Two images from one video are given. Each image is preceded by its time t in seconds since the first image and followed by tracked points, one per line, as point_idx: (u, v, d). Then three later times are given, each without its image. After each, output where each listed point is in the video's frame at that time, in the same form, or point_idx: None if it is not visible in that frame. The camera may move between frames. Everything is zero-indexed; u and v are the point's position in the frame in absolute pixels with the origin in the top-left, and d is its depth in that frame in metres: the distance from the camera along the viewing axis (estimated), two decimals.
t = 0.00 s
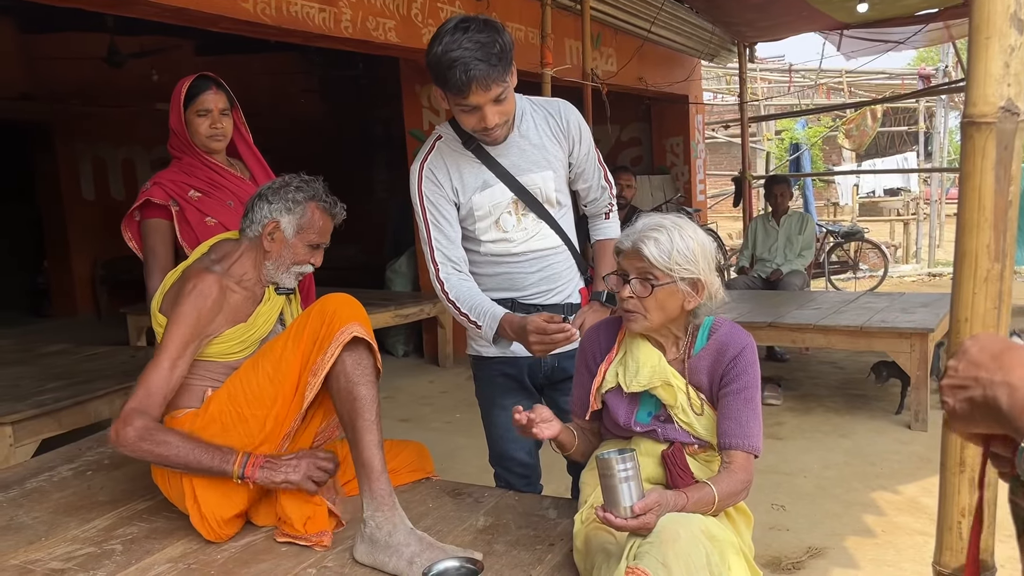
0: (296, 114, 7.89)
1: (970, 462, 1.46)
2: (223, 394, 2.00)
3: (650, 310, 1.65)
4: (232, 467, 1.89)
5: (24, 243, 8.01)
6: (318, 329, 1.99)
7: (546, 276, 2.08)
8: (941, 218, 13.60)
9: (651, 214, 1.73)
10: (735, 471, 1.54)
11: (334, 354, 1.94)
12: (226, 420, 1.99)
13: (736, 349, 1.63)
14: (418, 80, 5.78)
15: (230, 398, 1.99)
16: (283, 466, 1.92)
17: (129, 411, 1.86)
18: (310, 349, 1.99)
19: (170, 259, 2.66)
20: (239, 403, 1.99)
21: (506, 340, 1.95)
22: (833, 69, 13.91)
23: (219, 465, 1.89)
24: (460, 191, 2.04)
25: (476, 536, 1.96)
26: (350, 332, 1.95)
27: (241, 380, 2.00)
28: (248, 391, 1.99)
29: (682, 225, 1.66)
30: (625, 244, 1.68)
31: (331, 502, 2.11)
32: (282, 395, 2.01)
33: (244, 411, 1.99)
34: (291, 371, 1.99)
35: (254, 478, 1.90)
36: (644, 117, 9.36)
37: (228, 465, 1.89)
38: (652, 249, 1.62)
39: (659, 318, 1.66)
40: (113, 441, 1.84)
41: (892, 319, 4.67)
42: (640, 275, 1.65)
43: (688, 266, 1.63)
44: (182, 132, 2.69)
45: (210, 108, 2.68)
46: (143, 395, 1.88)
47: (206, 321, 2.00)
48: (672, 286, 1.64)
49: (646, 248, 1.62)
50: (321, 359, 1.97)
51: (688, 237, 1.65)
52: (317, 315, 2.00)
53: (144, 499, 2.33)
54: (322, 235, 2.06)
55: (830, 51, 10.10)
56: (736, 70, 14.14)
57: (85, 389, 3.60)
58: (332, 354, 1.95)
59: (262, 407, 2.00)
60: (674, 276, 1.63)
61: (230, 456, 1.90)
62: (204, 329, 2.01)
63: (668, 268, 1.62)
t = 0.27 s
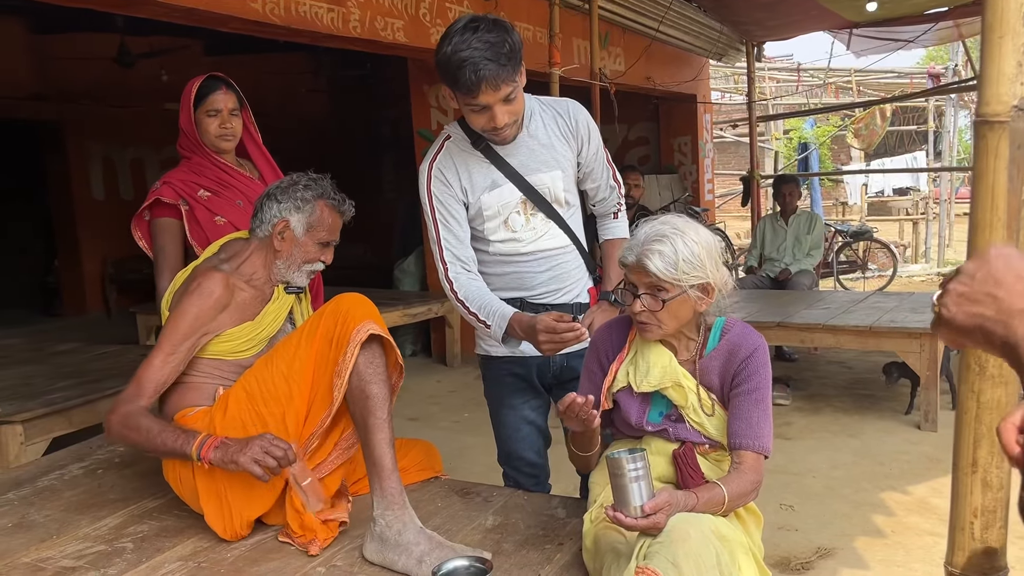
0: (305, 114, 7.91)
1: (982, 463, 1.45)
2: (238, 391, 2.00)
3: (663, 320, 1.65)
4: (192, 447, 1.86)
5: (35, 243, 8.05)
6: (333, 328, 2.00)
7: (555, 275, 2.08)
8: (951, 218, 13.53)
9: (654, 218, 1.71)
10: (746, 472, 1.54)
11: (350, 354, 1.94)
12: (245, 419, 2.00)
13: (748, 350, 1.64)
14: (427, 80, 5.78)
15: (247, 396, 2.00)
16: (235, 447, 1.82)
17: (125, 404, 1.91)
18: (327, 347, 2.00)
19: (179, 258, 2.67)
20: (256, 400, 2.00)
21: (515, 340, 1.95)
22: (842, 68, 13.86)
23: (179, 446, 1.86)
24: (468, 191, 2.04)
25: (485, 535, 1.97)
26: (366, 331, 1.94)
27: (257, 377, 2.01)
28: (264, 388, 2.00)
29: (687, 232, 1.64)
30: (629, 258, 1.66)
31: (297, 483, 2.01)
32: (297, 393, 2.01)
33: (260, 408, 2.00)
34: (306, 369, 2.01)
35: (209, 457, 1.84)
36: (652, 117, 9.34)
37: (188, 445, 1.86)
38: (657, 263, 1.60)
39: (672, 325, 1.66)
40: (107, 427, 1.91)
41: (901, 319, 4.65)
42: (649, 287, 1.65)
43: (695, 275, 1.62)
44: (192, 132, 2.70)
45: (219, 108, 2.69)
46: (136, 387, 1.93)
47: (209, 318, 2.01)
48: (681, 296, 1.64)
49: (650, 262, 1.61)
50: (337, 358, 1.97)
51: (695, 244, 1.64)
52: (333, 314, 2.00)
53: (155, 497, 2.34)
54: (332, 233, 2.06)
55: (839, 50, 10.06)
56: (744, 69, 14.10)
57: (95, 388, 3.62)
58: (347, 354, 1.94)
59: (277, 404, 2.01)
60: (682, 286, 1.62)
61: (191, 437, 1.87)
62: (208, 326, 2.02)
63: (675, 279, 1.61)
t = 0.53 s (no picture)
0: (315, 113, 7.93)
1: (997, 463, 1.45)
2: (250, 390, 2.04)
3: (674, 321, 1.65)
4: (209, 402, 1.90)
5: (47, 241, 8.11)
6: (342, 326, 2.02)
7: (566, 275, 2.08)
8: (961, 217, 13.46)
9: (664, 218, 1.71)
10: (757, 473, 1.54)
11: (360, 352, 1.95)
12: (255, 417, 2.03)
13: (759, 351, 1.64)
14: (436, 79, 5.78)
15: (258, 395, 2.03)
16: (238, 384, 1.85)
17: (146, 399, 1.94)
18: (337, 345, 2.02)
19: (191, 257, 2.68)
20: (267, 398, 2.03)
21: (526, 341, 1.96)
22: (853, 67, 13.80)
23: (195, 408, 1.91)
24: (480, 190, 2.04)
25: (495, 534, 1.97)
26: (375, 330, 1.96)
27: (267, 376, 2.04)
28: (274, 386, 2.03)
29: (699, 230, 1.64)
30: (641, 256, 1.66)
31: (314, 413, 1.84)
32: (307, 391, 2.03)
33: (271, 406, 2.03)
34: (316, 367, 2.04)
35: (221, 402, 1.87)
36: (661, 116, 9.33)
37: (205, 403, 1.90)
38: (667, 263, 1.60)
39: (683, 327, 1.66)
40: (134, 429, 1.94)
41: (912, 319, 4.63)
42: (659, 287, 1.64)
43: (706, 275, 1.62)
44: (204, 130, 2.71)
45: (232, 107, 2.70)
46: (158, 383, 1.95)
47: (222, 314, 2.03)
48: (691, 297, 1.63)
49: (659, 261, 1.61)
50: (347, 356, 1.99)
51: (706, 243, 1.63)
52: (341, 312, 2.02)
53: (168, 494, 2.36)
54: (342, 231, 2.07)
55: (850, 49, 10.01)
56: (753, 68, 14.07)
57: (107, 385, 3.65)
58: (356, 352, 1.96)
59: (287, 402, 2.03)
60: (693, 287, 1.62)
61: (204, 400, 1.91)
62: (222, 322, 2.04)
63: (685, 279, 1.61)
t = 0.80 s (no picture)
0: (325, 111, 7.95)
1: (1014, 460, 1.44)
2: (262, 390, 2.03)
3: (672, 311, 1.67)
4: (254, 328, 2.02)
5: (58, 238, 8.15)
6: (352, 323, 2.02)
7: (580, 273, 2.09)
8: (973, 217, 13.39)
9: (689, 212, 1.72)
10: (773, 471, 1.54)
11: (372, 351, 1.96)
12: (268, 416, 2.03)
13: (774, 350, 1.64)
14: (446, 77, 5.78)
15: (270, 393, 2.02)
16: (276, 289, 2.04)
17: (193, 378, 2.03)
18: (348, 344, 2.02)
19: (205, 254, 2.69)
20: (279, 398, 2.02)
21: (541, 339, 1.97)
22: (864, 65, 13.72)
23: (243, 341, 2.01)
24: (494, 188, 2.05)
25: (508, 530, 1.98)
26: (386, 327, 1.96)
27: (278, 375, 2.03)
28: (286, 385, 2.02)
29: (710, 226, 1.64)
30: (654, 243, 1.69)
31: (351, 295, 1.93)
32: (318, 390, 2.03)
33: (283, 405, 2.02)
34: (327, 365, 2.03)
35: (264, 310, 2.02)
36: (671, 115, 9.31)
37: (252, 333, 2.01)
38: (670, 253, 1.62)
39: (682, 320, 1.68)
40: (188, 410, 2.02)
41: (924, 318, 4.61)
42: (663, 277, 1.67)
43: (708, 271, 1.61)
44: (218, 128, 2.73)
45: (245, 104, 2.72)
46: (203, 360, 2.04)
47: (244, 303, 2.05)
48: (689, 291, 1.64)
49: (664, 252, 1.63)
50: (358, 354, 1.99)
51: (714, 240, 1.63)
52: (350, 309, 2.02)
53: (182, 489, 2.38)
54: (352, 224, 2.08)
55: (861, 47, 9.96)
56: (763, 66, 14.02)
57: (120, 381, 3.67)
58: (368, 350, 1.96)
59: (298, 401, 2.02)
60: (692, 280, 1.63)
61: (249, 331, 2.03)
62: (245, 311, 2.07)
63: (686, 271, 1.62)
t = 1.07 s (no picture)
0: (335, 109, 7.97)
1: None
2: (264, 389, 2.07)
3: (681, 309, 1.68)
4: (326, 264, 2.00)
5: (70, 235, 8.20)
6: (350, 322, 2.03)
7: (593, 270, 2.09)
8: (984, 216, 13.30)
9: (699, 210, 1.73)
10: (787, 469, 1.55)
11: (372, 350, 1.97)
12: (273, 417, 2.04)
13: (788, 348, 1.63)
14: (456, 74, 5.78)
15: (273, 394, 2.05)
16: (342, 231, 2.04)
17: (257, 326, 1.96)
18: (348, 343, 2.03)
19: (218, 250, 2.71)
20: (282, 399, 2.04)
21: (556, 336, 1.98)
22: (875, 64, 13.65)
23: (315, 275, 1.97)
24: (508, 185, 2.05)
25: (521, 526, 1.99)
26: (384, 327, 1.97)
27: (280, 376, 2.05)
28: (288, 386, 2.04)
29: (720, 224, 1.64)
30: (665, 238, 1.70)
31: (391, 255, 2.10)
32: (320, 389, 2.04)
33: (286, 406, 2.03)
34: (327, 365, 2.04)
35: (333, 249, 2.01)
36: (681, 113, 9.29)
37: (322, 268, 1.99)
38: (677, 249, 1.64)
39: (692, 317, 1.68)
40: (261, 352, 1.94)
41: (936, 318, 4.59)
42: (672, 274, 1.68)
43: (715, 268, 1.61)
44: (232, 124, 2.74)
45: (260, 101, 2.73)
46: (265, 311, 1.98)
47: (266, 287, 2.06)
48: (696, 289, 1.64)
49: (672, 248, 1.65)
50: (358, 354, 2.00)
51: (723, 237, 1.63)
52: (348, 308, 2.04)
53: (195, 484, 2.40)
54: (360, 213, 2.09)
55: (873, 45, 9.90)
56: (773, 65, 13.96)
57: (133, 377, 3.70)
58: (369, 349, 1.97)
59: (300, 401, 2.04)
60: (698, 278, 1.63)
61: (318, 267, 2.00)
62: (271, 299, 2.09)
63: (693, 268, 1.62)
